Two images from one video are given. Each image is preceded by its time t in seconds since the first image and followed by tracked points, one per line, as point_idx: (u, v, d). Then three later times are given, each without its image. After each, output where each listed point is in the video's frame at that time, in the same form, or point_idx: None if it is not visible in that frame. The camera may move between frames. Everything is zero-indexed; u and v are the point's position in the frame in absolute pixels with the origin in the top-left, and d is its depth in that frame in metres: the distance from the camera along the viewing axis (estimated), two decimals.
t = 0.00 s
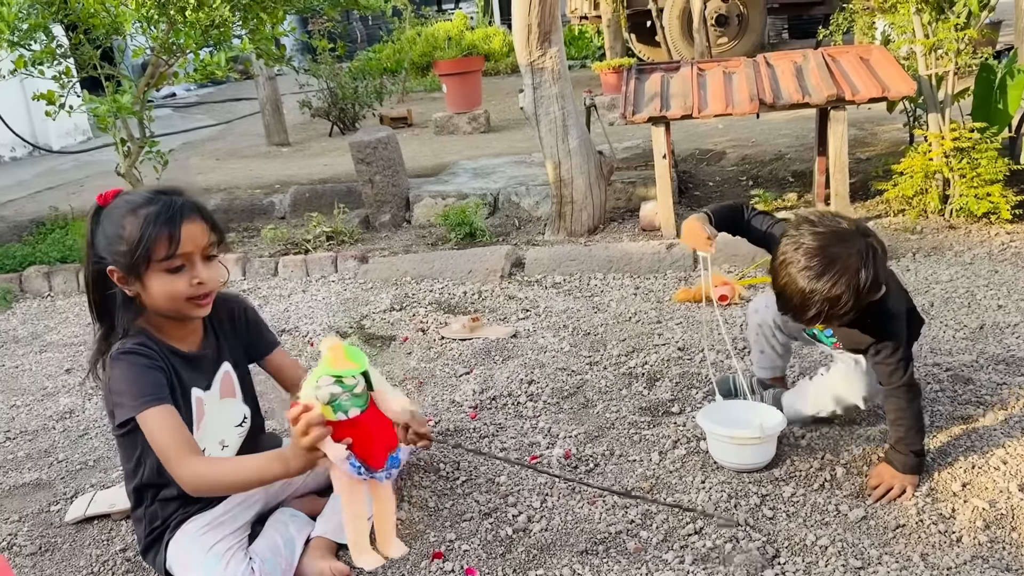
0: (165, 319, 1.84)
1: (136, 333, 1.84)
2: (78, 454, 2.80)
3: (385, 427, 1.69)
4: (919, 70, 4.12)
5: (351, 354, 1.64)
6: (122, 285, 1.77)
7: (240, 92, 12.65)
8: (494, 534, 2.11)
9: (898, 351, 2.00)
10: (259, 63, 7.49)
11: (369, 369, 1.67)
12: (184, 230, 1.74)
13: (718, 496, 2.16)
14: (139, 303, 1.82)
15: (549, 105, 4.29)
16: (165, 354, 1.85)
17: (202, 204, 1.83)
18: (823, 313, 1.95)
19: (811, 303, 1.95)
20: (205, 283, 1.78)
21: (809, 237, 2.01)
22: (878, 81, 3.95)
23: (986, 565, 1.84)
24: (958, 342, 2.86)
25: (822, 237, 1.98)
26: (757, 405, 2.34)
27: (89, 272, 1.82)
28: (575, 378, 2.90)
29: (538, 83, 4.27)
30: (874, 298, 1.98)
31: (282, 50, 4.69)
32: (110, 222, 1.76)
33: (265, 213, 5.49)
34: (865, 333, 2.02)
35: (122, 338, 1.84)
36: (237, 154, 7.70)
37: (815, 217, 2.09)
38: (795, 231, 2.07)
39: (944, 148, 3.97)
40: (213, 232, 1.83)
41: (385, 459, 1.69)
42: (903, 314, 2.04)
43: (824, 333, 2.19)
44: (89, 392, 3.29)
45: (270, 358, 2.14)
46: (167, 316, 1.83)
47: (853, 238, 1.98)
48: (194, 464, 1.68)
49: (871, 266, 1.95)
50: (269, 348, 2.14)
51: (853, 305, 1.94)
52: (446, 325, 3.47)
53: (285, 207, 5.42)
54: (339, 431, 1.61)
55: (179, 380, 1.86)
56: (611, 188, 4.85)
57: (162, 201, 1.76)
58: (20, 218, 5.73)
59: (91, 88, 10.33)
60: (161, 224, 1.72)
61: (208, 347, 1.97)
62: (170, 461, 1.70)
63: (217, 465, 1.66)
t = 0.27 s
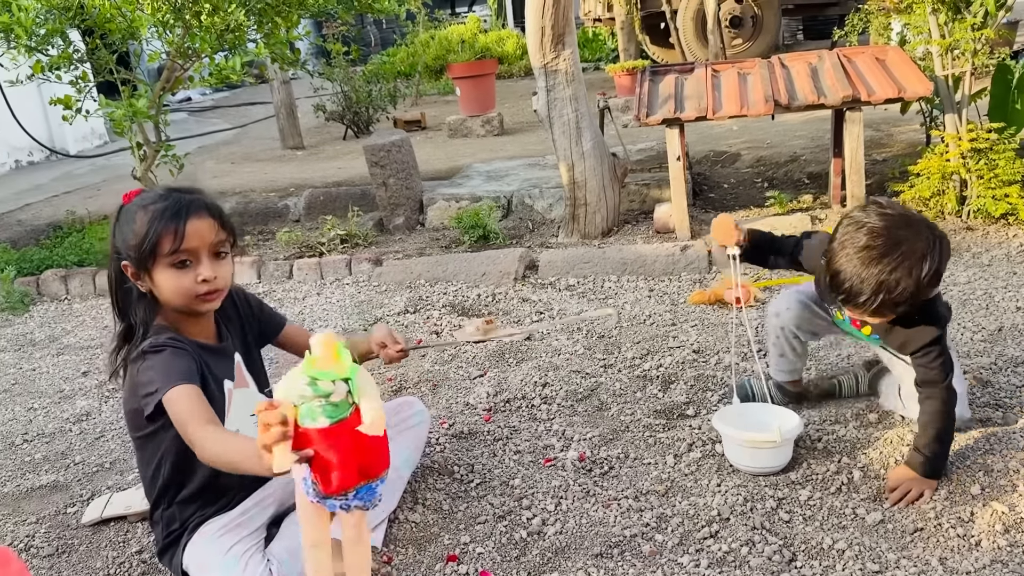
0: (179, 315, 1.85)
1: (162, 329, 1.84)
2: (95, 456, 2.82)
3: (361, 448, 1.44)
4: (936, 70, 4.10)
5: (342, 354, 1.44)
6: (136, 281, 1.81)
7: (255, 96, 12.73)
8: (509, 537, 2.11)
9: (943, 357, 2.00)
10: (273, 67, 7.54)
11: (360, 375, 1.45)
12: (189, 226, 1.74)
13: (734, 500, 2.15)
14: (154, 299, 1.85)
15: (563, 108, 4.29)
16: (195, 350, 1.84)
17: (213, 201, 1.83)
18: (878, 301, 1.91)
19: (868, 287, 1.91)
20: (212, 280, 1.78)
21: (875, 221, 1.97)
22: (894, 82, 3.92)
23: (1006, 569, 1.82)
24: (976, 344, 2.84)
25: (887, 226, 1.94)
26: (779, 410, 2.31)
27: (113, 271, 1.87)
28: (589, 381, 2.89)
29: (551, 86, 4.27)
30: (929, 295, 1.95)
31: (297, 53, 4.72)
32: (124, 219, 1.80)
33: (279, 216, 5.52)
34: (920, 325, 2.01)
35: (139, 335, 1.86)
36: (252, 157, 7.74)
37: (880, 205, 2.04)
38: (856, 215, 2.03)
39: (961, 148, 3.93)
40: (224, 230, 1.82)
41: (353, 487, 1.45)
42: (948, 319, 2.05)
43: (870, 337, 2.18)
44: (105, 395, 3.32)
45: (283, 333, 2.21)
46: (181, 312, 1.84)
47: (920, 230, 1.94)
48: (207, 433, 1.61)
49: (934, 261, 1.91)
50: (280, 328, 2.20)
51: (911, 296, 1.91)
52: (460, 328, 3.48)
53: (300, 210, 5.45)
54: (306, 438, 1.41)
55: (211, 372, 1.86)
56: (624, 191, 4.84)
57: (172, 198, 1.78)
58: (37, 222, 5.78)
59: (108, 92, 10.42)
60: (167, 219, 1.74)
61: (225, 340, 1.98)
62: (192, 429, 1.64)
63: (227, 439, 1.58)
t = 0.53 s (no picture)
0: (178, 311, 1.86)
1: (162, 328, 1.85)
2: (105, 458, 2.84)
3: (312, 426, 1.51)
4: (947, 70, 4.07)
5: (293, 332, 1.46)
6: (137, 278, 1.83)
7: (265, 99, 12.78)
8: (517, 540, 2.11)
9: (960, 359, 1.97)
10: (283, 70, 7.57)
11: (311, 351, 1.49)
12: (188, 224, 1.75)
13: (744, 503, 2.14)
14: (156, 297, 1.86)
15: (572, 109, 4.28)
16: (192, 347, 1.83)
17: (216, 202, 1.84)
18: (897, 279, 1.88)
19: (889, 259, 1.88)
20: (209, 279, 1.77)
21: (907, 199, 1.94)
22: (905, 82, 3.90)
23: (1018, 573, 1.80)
24: (988, 346, 2.82)
25: (915, 207, 1.91)
26: (784, 411, 2.31)
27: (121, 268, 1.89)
28: (598, 383, 2.89)
29: (560, 88, 4.27)
30: (950, 281, 1.91)
31: (306, 56, 4.73)
32: (130, 217, 1.83)
33: (289, 219, 5.53)
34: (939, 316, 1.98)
35: (140, 331, 1.88)
36: (262, 160, 7.76)
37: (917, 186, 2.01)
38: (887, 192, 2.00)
39: (972, 149, 3.91)
40: (225, 230, 1.82)
41: (309, 459, 1.52)
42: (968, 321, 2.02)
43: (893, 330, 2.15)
44: (116, 397, 3.33)
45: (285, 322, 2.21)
46: (180, 311, 1.84)
47: (948, 215, 1.89)
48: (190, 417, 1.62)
49: (959, 246, 1.87)
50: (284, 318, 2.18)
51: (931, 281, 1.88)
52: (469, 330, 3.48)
53: (310, 212, 5.46)
54: (259, 420, 1.46)
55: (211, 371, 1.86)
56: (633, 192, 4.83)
57: (176, 197, 1.80)
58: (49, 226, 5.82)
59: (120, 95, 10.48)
60: (167, 217, 1.75)
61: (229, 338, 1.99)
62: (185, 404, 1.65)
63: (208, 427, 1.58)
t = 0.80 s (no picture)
0: (183, 315, 1.87)
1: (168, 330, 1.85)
2: (114, 459, 2.85)
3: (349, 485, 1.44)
4: (954, 70, 4.06)
5: (319, 394, 1.38)
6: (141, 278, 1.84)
7: (272, 100, 12.82)
8: (524, 541, 2.11)
9: (942, 363, 1.98)
10: (290, 71, 7.59)
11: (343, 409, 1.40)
12: (188, 223, 1.77)
13: (750, 504, 2.14)
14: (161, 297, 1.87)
15: (578, 110, 4.29)
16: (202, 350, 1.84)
17: (217, 201, 1.85)
18: (852, 298, 1.92)
19: (840, 284, 1.93)
20: (211, 277, 1.79)
21: (852, 217, 1.97)
22: (912, 82, 3.90)
23: None
24: (996, 346, 2.81)
25: (858, 223, 1.94)
26: (790, 412, 2.30)
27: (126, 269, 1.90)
28: (605, 384, 2.89)
29: (566, 89, 4.27)
30: (908, 290, 1.93)
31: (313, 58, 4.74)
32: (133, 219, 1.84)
33: (296, 220, 5.55)
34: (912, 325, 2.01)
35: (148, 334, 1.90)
36: (270, 162, 7.79)
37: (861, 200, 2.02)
38: (835, 210, 2.03)
39: (980, 148, 3.89)
40: (226, 229, 1.83)
41: (350, 518, 1.47)
42: (944, 320, 2.02)
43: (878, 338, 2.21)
44: (125, 399, 3.35)
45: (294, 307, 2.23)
46: (185, 311, 1.86)
47: (890, 228, 1.92)
48: (217, 420, 1.58)
49: (905, 256, 1.89)
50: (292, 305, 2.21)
51: (888, 294, 1.91)
52: (475, 331, 3.48)
53: (317, 214, 5.48)
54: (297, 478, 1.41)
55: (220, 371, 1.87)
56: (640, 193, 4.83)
57: (177, 197, 1.81)
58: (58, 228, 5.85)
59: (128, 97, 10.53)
60: (168, 218, 1.77)
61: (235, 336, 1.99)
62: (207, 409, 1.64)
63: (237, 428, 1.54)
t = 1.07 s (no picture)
0: (188, 319, 1.89)
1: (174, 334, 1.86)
2: (123, 459, 2.88)
3: (322, 566, 1.47)
4: (958, 69, 4.06)
5: (318, 474, 1.40)
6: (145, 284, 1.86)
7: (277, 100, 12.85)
8: (529, 539, 2.13)
9: (925, 362, 1.96)
10: (295, 72, 7.61)
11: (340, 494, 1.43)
12: (182, 227, 1.79)
13: (754, 503, 2.15)
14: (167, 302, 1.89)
15: (582, 110, 4.30)
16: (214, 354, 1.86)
17: (214, 203, 1.87)
18: (824, 323, 1.92)
19: (811, 312, 1.92)
20: (208, 279, 1.81)
21: (813, 245, 1.98)
22: (915, 81, 3.90)
23: None
24: (1000, 346, 2.81)
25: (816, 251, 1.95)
26: (793, 412, 2.32)
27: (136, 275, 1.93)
28: (609, 384, 2.90)
29: (570, 89, 4.28)
30: (876, 306, 1.92)
31: (319, 59, 4.76)
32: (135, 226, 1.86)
33: (302, 221, 5.57)
34: (885, 344, 2.02)
35: (155, 339, 1.92)
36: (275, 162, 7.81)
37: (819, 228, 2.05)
38: (798, 241, 2.04)
39: (984, 148, 3.90)
40: (223, 230, 1.85)
41: None
42: (926, 322, 2.01)
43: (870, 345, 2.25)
44: (133, 399, 3.37)
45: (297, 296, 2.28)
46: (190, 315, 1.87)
47: (847, 253, 1.92)
48: (217, 439, 1.63)
49: (866, 275, 1.89)
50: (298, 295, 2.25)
51: (856, 313, 1.90)
52: (480, 331, 3.50)
53: (322, 214, 5.50)
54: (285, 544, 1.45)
55: (230, 373, 1.89)
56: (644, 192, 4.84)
57: (173, 201, 1.83)
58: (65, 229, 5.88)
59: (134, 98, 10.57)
60: (164, 223, 1.79)
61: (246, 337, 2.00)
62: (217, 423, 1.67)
63: (233, 454, 1.60)
